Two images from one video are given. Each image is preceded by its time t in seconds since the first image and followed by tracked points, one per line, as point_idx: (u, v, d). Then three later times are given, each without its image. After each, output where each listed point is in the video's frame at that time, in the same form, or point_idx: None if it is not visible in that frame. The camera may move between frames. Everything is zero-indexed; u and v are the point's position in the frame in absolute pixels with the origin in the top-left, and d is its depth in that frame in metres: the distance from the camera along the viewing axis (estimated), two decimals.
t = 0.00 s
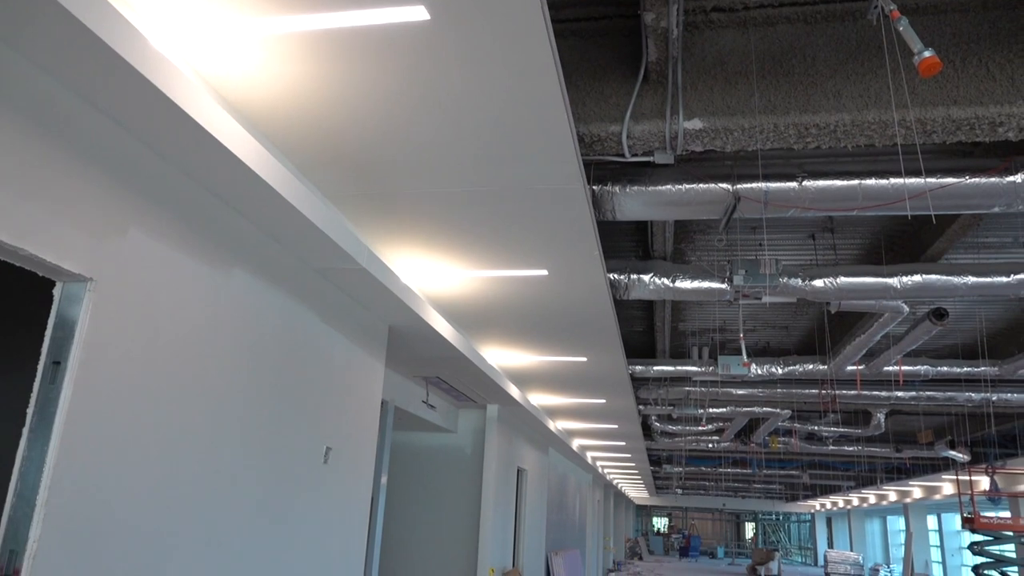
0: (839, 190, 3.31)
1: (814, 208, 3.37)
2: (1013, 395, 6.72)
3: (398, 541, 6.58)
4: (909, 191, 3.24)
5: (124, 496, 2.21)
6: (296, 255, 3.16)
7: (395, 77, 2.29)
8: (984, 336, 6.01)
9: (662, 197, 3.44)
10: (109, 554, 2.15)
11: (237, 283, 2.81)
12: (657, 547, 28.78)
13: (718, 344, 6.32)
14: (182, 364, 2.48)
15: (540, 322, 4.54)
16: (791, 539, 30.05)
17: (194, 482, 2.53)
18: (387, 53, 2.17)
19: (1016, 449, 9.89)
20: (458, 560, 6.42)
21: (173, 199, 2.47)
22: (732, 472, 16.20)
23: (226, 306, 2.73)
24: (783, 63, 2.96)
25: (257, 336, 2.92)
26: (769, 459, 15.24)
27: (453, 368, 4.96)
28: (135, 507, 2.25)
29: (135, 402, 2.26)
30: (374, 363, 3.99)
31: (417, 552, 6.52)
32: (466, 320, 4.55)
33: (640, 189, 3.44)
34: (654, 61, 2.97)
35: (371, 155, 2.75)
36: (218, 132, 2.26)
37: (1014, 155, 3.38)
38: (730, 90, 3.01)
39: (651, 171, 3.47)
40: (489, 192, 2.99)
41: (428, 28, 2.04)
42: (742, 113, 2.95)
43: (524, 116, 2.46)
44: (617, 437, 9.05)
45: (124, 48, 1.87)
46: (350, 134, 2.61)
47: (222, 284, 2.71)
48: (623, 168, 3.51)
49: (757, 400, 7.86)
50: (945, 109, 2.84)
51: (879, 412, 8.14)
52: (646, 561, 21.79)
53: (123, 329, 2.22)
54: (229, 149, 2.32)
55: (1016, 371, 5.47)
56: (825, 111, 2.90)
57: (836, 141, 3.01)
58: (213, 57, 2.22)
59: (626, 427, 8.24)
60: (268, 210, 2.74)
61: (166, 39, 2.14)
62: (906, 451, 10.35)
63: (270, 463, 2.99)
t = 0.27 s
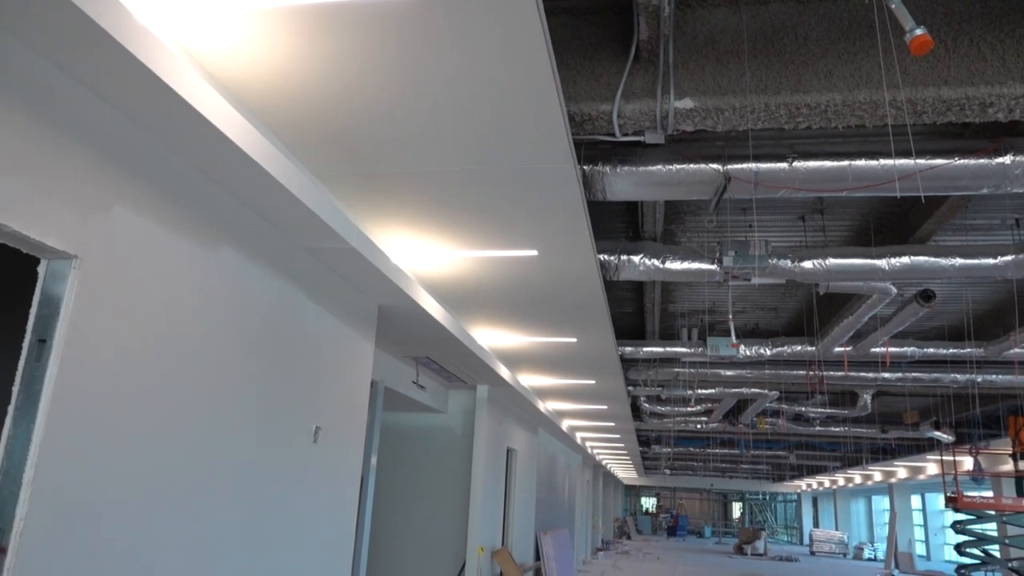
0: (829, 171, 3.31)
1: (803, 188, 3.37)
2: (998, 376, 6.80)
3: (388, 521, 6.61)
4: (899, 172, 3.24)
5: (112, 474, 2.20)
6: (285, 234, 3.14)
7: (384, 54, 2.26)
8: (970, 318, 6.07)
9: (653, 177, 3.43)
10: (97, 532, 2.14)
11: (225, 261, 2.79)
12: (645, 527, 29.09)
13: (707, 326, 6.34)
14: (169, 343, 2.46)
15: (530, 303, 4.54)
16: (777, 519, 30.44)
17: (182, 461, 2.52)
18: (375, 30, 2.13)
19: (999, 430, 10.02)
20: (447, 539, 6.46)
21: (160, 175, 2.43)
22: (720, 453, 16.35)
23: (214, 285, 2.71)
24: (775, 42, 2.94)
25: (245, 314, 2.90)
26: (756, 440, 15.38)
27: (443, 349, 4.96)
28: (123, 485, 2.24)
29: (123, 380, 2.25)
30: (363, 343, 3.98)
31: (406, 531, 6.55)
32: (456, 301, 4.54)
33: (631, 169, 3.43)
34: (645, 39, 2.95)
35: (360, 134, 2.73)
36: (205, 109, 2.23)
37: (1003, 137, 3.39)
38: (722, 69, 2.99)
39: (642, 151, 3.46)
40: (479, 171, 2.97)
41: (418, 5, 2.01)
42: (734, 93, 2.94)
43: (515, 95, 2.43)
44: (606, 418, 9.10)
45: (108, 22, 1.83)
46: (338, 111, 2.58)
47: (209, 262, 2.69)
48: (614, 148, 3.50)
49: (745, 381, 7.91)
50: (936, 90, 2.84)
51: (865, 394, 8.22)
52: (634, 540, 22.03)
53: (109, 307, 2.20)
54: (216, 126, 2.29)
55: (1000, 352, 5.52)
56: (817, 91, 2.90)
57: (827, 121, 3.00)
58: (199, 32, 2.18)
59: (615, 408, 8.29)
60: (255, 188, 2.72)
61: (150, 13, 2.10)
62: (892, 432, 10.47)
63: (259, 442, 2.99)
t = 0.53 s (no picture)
0: (817, 150, 3.30)
1: (792, 167, 3.37)
2: (981, 356, 6.87)
3: (377, 499, 6.64)
4: (887, 152, 3.24)
5: (98, 452, 2.19)
6: (272, 210, 3.11)
7: (371, 30, 2.22)
8: (956, 298, 6.12)
9: (643, 155, 3.42)
10: (82, 509, 2.14)
11: (211, 238, 2.76)
12: (632, 505, 29.40)
13: (695, 306, 6.37)
14: (153, 321, 2.44)
15: (519, 282, 4.53)
16: (763, 497, 30.83)
17: (168, 438, 2.51)
18: (363, 6, 2.10)
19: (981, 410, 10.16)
20: (436, 517, 6.50)
21: (144, 150, 2.40)
22: (706, 432, 16.50)
23: (199, 262, 2.69)
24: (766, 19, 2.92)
25: (231, 292, 2.88)
26: (742, 419, 15.54)
27: (431, 328, 4.96)
28: (109, 464, 2.24)
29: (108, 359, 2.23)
30: (351, 321, 3.97)
31: (395, 510, 6.59)
32: (445, 280, 4.53)
33: (620, 147, 3.41)
34: (635, 16, 2.92)
35: (347, 110, 2.69)
36: (190, 85, 2.19)
37: (991, 118, 3.40)
38: (712, 46, 2.97)
39: (631, 129, 3.44)
40: (467, 149, 2.96)
41: None
42: (724, 71, 2.92)
43: (504, 72, 2.41)
44: (595, 398, 9.15)
45: None
46: (325, 87, 2.55)
47: (195, 240, 2.66)
48: (603, 126, 3.48)
49: (732, 361, 7.97)
50: (925, 69, 2.84)
51: (851, 374, 8.30)
52: (622, 519, 22.28)
53: (92, 284, 2.17)
54: (202, 101, 2.25)
55: (984, 332, 5.58)
56: (807, 69, 2.88)
57: (816, 100, 2.99)
58: (184, 5, 2.14)
59: (604, 387, 8.33)
60: (241, 164, 2.68)
61: None
62: (876, 411, 10.59)
63: (246, 420, 2.98)
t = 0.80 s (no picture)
0: (807, 130, 3.29)
1: (782, 146, 3.36)
2: (966, 336, 6.94)
3: (366, 477, 6.66)
4: (876, 132, 3.24)
5: (83, 431, 2.18)
6: (258, 186, 3.08)
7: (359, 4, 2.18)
8: (942, 279, 6.17)
9: (632, 134, 3.40)
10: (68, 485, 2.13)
11: (196, 214, 2.73)
12: (620, 484, 29.68)
13: (684, 286, 6.38)
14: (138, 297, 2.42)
15: (508, 261, 4.52)
16: (749, 476, 31.20)
17: (155, 415, 2.50)
18: None
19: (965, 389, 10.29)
20: (425, 495, 6.53)
21: (127, 123, 2.36)
22: (694, 411, 16.63)
23: (184, 238, 2.66)
24: None
25: (217, 269, 2.86)
26: (729, 399, 15.68)
27: (420, 306, 4.95)
28: (94, 442, 2.22)
29: (92, 337, 2.21)
30: (339, 299, 3.95)
31: (384, 488, 6.62)
32: (433, 258, 4.52)
33: (610, 125, 3.39)
34: None
35: (334, 85, 2.66)
36: (174, 58, 2.15)
37: (979, 98, 3.40)
38: (703, 23, 2.95)
39: (621, 107, 3.42)
40: (455, 126, 2.93)
41: None
42: (714, 48, 2.90)
43: (493, 49, 2.38)
44: (583, 377, 9.18)
45: None
46: (312, 62, 2.51)
47: (180, 216, 2.64)
48: (593, 104, 3.45)
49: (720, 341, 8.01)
50: (915, 47, 2.83)
51: (837, 354, 8.37)
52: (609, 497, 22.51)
53: (74, 258, 2.15)
54: (186, 75, 2.21)
55: (969, 312, 5.63)
56: (797, 46, 2.87)
57: (806, 78, 2.98)
58: None
59: (592, 367, 8.36)
60: (226, 139, 2.65)
61: None
62: (861, 391, 10.70)
63: (233, 398, 2.97)
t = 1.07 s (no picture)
0: (796, 109, 3.28)
1: (772, 125, 3.34)
2: (951, 317, 7.01)
3: (355, 457, 6.68)
4: (866, 111, 3.23)
5: (65, 409, 2.16)
6: (244, 163, 3.04)
7: None
8: (928, 259, 6.21)
9: (621, 112, 3.38)
10: (50, 463, 2.11)
11: (180, 191, 2.70)
12: (608, 463, 29.95)
13: (672, 266, 6.39)
14: (122, 274, 2.39)
15: (497, 240, 4.51)
16: (735, 455, 31.55)
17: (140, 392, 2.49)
18: None
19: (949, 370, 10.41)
20: (414, 474, 6.56)
21: (110, 98, 2.32)
22: (682, 391, 16.75)
23: (168, 215, 2.63)
24: None
25: (202, 246, 2.83)
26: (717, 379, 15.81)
27: (408, 286, 4.93)
28: (77, 420, 2.21)
29: (74, 315, 2.19)
30: (326, 278, 3.93)
31: (373, 467, 6.64)
32: (421, 237, 4.49)
33: (599, 103, 3.37)
34: None
35: (320, 61, 2.62)
36: (157, 31, 2.11)
37: (968, 78, 3.40)
38: None
39: (611, 85, 3.39)
40: (443, 103, 2.91)
41: None
42: (704, 24, 2.87)
43: (482, 24, 2.35)
44: (572, 357, 9.22)
45: None
46: (297, 36, 2.47)
47: (164, 193, 2.60)
48: (582, 82, 3.43)
49: (708, 321, 8.05)
50: (905, 25, 2.82)
51: (824, 335, 8.43)
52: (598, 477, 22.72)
53: (55, 235, 2.12)
54: (169, 49, 2.17)
55: (955, 293, 5.68)
56: (788, 24, 2.85)
57: (796, 56, 2.97)
58: None
59: (581, 347, 8.39)
60: (211, 114, 2.61)
61: None
62: (848, 371, 10.80)
63: (219, 376, 2.96)
